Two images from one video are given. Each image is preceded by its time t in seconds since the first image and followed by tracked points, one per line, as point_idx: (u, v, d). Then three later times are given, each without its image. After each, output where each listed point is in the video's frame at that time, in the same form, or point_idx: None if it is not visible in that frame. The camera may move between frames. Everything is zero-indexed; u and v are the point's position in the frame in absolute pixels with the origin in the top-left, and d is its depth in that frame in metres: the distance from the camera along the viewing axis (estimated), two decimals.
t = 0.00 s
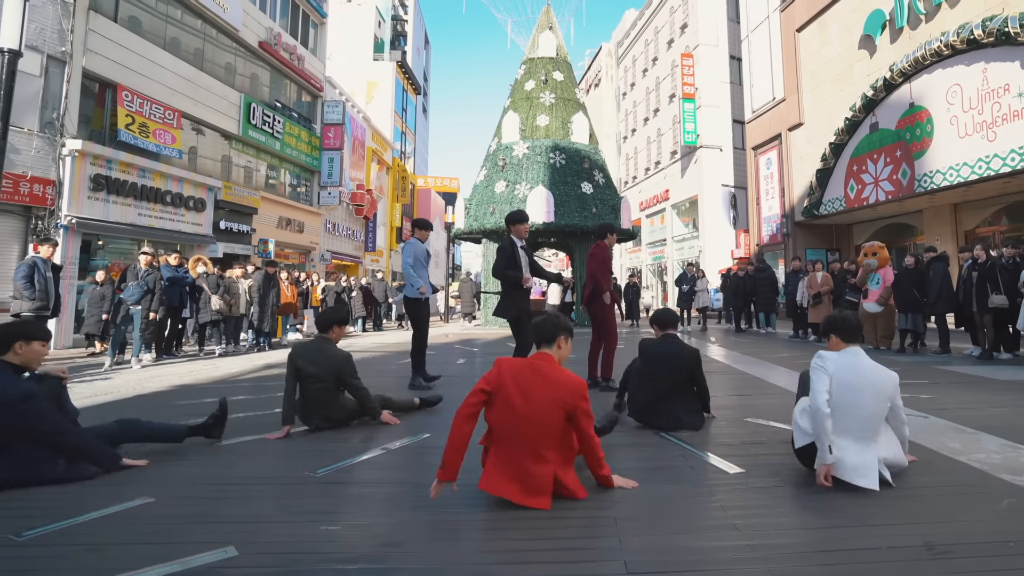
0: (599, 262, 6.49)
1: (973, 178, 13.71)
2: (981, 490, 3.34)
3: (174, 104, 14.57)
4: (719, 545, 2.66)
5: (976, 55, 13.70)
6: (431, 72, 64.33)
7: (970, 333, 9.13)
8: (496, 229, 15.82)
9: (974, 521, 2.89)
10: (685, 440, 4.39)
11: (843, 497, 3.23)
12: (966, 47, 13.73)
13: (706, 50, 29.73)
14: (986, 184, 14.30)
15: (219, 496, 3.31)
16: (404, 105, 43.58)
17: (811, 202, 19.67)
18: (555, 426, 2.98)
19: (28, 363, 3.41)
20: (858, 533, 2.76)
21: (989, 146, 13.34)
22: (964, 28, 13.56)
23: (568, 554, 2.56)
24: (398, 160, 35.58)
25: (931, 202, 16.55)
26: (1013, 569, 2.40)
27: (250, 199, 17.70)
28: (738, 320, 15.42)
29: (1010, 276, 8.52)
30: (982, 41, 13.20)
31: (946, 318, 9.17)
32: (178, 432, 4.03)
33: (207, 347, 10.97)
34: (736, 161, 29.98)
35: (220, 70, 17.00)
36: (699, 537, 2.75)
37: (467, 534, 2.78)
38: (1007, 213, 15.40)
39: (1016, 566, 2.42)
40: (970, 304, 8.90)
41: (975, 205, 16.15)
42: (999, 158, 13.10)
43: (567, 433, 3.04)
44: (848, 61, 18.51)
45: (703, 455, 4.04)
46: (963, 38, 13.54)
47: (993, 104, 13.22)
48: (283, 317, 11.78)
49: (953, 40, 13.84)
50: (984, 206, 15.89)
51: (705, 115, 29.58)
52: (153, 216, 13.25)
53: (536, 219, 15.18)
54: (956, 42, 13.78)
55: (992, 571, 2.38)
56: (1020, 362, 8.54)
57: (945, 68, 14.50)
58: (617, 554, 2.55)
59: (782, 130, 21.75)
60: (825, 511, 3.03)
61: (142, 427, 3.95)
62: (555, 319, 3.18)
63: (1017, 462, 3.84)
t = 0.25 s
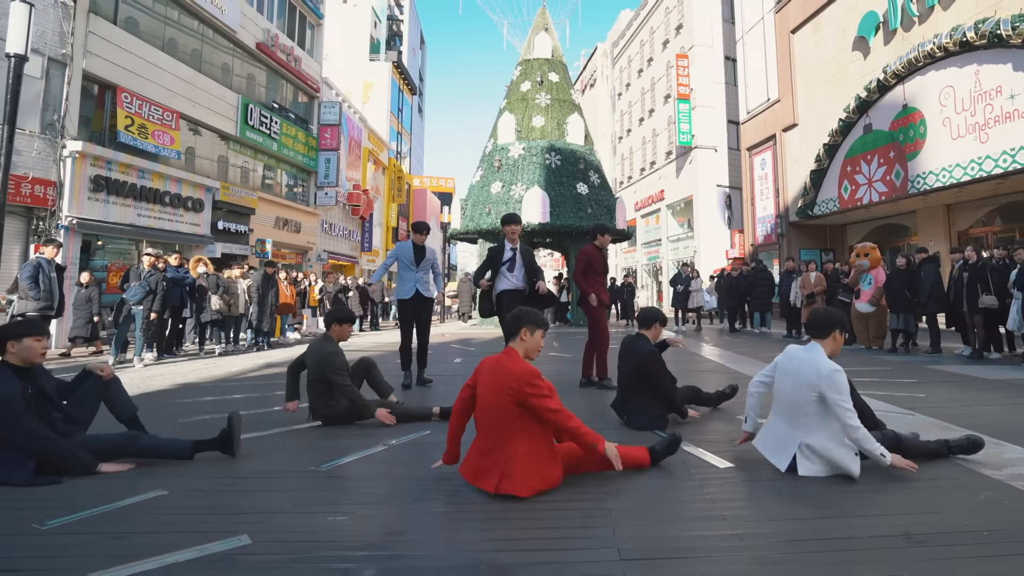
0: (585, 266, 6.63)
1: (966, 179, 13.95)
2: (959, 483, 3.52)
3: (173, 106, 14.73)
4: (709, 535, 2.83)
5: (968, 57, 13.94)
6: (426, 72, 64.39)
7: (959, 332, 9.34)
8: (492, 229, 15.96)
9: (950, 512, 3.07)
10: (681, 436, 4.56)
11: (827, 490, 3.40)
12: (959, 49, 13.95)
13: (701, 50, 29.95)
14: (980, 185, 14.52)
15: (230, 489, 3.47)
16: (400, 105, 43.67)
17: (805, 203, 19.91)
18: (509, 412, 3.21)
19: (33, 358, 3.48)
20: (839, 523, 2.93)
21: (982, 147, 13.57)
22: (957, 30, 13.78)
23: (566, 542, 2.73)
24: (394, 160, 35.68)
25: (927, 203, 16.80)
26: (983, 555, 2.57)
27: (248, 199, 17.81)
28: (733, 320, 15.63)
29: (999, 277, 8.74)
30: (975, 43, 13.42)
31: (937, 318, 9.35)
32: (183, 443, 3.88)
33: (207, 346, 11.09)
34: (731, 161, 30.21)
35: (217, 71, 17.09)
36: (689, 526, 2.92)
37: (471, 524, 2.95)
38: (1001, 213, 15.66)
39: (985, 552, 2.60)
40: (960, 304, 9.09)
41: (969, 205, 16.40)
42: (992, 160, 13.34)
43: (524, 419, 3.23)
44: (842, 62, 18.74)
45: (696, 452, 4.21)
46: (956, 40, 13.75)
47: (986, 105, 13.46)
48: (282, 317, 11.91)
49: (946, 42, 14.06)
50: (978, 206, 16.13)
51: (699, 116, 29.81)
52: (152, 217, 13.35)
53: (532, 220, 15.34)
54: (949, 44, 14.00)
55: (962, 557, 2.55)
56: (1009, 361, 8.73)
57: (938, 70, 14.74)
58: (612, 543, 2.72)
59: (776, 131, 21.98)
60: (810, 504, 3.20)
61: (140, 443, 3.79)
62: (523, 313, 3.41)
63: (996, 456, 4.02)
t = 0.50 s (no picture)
0: (582, 267, 6.80)
1: (958, 180, 14.20)
2: (940, 477, 3.69)
3: (170, 107, 14.86)
4: (698, 525, 2.99)
5: (960, 58, 14.17)
6: (421, 71, 64.48)
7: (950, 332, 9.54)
8: (488, 230, 16.11)
9: (927, 503, 3.24)
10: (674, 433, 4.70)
11: (814, 484, 3.57)
12: (951, 50, 14.18)
13: (696, 51, 30.19)
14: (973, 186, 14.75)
15: (239, 483, 3.61)
16: (395, 105, 43.77)
17: (799, 203, 20.16)
18: (482, 399, 3.49)
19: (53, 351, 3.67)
20: (823, 514, 3.10)
21: (973, 148, 13.81)
22: (950, 32, 14.01)
23: (562, 531, 2.89)
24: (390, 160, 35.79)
25: (920, 203, 17.04)
26: (956, 543, 2.74)
27: (245, 200, 17.92)
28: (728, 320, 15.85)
29: (989, 276, 8.95)
30: (967, 44, 13.65)
31: (928, 317, 9.55)
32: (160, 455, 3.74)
33: (206, 345, 11.22)
34: (725, 162, 30.46)
35: (213, 71, 17.18)
36: (679, 517, 3.09)
37: (472, 515, 3.11)
38: (995, 213, 15.89)
39: (958, 540, 2.77)
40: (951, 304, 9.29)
41: (961, 206, 16.67)
42: (984, 160, 13.58)
43: (495, 406, 3.47)
44: (835, 63, 18.99)
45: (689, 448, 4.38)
46: (948, 41, 13.99)
47: (978, 106, 13.69)
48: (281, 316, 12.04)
49: (939, 43, 14.31)
50: (971, 206, 16.39)
51: (694, 116, 30.05)
52: (150, 217, 13.46)
53: (527, 220, 15.52)
54: (942, 45, 14.24)
55: (935, 544, 2.72)
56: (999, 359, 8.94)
57: (931, 71, 15.00)
58: (606, 532, 2.88)
59: (770, 131, 22.22)
60: (795, 496, 3.37)
61: (128, 451, 3.76)
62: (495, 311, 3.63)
63: (979, 452, 4.19)
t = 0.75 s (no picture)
0: (582, 266, 6.93)
1: (950, 179, 14.44)
2: (925, 472, 3.83)
3: (168, 108, 15.00)
4: (689, 517, 3.11)
5: (953, 59, 14.39)
6: (415, 71, 64.53)
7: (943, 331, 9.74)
8: (482, 229, 16.25)
9: (912, 497, 3.37)
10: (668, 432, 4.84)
11: (802, 480, 3.70)
12: (944, 51, 14.40)
13: (690, 51, 30.43)
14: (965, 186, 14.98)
15: (243, 478, 3.71)
16: (390, 105, 43.85)
17: (793, 203, 20.40)
18: (470, 397, 3.67)
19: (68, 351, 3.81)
20: (810, 507, 3.23)
21: (965, 148, 14.07)
22: (942, 32, 14.23)
23: (558, 523, 3.00)
24: (384, 161, 35.85)
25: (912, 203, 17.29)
26: (937, 533, 2.87)
27: (241, 200, 18.00)
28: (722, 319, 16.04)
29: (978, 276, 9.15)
30: (959, 45, 13.86)
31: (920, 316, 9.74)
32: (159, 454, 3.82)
33: (203, 345, 11.33)
34: (719, 162, 30.70)
35: (209, 72, 17.25)
36: (671, 510, 3.20)
37: (471, 508, 3.21)
38: (988, 212, 16.15)
39: (938, 530, 2.90)
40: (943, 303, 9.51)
41: (953, 206, 16.94)
42: (975, 161, 13.83)
43: (483, 403, 3.64)
44: (829, 63, 19.22)
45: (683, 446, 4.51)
46: (941, 42, 14.22)
47: (970, 107, 13.93)
48: (277, 316, 12.14)
49: (932, 44, 14.52)
50: (962, 207, 16.69)
51: (688, 116, 30.29)
52: (147, 217, 13.55)
53: (521, 220, 15.66)
54: (934, 46, 14.47)
55: (916, 534, 2.85)
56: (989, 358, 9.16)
57: (923, 71, 15.24)
58: (600, 523, 2.99)
59: (764, 131, 22.45)
60: (783, 491, 3.50)
61: (130, 450, 3.82)
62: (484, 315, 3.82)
63: (963, 448, 4.34)
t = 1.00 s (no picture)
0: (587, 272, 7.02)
1: (943, 180, 14.55)
2: (910, 470, 3.95)
3: (164, 109, 15.10)
4: (679, 512, 3.21)
5: (945, 59, 14.48)
6: (410, 71, 64.60)
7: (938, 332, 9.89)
8: (476, 229, 16.39)
9: (896, 494, 3.49)
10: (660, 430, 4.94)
11: (790, 477, 3.81)
12: (936, 51, 14.53)
13: (684, 51, 30.62)
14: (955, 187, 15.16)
15: (242, 475, 3.79)
16: (384, 105, 43.95)
17: (786, 203, 20.64)
18: (483, 391, 3.76)
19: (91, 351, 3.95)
20: (795, 503, 3.34)
21: (958, 148, 14.12)
22: (935, 32, 14.34)
23: (552, 518, 3.09)
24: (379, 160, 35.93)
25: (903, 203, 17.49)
26: (917, 528, 2.98)
27: (237, 201, 18.09)
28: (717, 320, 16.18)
29: (970, 276, 9.29)
30: (952, 45, 13.99)
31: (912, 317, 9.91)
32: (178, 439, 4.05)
33: (200, 344, 11.44)
34: (713, 162, 30.92)
35: (204, 72, 17.31)
36: (661, 506, 3.30)
37: (466, 504, 3.31)
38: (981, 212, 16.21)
39: (918, 525, 3.01)
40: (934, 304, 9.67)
41: (947, 206, 17.08)
42: (967, 161, 13.97)
43: (495, 397, 3.76)
44: (821, 64, 19.42)
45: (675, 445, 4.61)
46: (933, 42, 14.35)
47: (963, 106, 13.97)
48: (273, 316, 12.25)
49: (924, 45, 14.66)
50: (955, 206, 16.81)
51: (682, 116, 30.50)
52: (143, 218, 13.63)
53: (515, 220, 15.78)
54: (927, 46, 14.60)
55: (897, 529, 2.96)
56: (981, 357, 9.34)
57: (916, 72, 15.37)
58: (592, 518, 3.09)
59: (757, 132, 22.68)
60: (771, 488, 3.61)
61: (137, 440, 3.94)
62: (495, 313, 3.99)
63: (949, 446, 4.46)
